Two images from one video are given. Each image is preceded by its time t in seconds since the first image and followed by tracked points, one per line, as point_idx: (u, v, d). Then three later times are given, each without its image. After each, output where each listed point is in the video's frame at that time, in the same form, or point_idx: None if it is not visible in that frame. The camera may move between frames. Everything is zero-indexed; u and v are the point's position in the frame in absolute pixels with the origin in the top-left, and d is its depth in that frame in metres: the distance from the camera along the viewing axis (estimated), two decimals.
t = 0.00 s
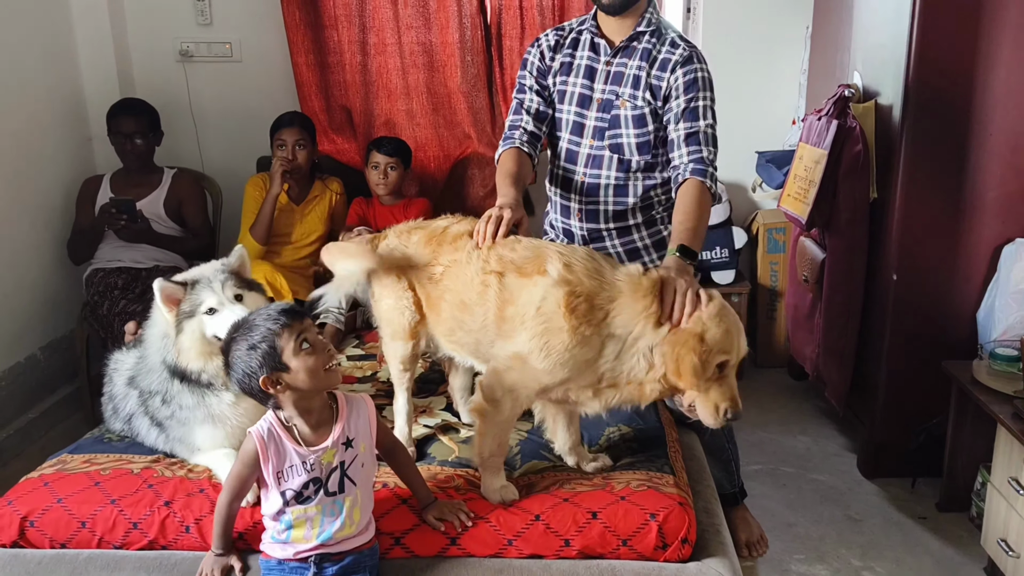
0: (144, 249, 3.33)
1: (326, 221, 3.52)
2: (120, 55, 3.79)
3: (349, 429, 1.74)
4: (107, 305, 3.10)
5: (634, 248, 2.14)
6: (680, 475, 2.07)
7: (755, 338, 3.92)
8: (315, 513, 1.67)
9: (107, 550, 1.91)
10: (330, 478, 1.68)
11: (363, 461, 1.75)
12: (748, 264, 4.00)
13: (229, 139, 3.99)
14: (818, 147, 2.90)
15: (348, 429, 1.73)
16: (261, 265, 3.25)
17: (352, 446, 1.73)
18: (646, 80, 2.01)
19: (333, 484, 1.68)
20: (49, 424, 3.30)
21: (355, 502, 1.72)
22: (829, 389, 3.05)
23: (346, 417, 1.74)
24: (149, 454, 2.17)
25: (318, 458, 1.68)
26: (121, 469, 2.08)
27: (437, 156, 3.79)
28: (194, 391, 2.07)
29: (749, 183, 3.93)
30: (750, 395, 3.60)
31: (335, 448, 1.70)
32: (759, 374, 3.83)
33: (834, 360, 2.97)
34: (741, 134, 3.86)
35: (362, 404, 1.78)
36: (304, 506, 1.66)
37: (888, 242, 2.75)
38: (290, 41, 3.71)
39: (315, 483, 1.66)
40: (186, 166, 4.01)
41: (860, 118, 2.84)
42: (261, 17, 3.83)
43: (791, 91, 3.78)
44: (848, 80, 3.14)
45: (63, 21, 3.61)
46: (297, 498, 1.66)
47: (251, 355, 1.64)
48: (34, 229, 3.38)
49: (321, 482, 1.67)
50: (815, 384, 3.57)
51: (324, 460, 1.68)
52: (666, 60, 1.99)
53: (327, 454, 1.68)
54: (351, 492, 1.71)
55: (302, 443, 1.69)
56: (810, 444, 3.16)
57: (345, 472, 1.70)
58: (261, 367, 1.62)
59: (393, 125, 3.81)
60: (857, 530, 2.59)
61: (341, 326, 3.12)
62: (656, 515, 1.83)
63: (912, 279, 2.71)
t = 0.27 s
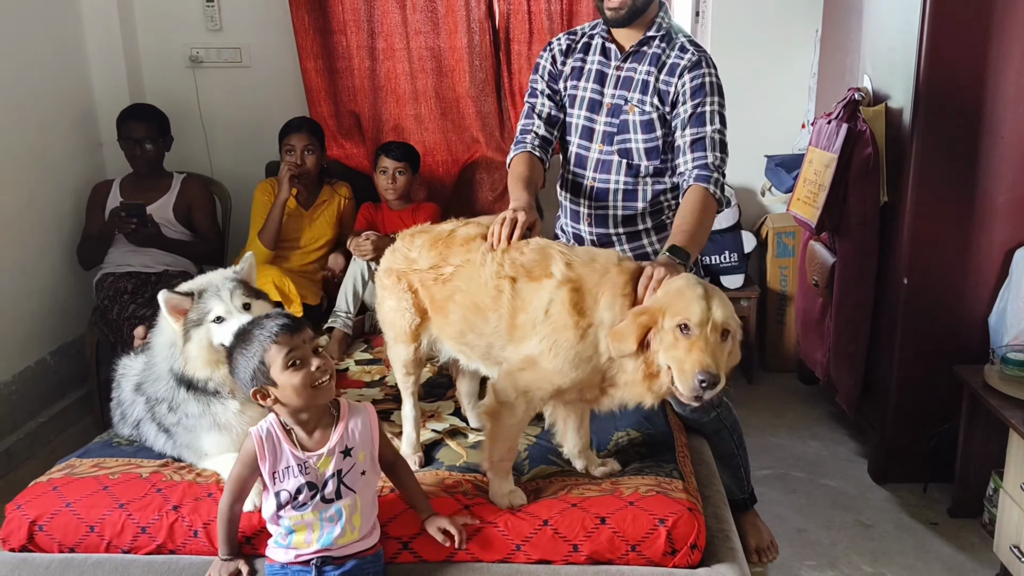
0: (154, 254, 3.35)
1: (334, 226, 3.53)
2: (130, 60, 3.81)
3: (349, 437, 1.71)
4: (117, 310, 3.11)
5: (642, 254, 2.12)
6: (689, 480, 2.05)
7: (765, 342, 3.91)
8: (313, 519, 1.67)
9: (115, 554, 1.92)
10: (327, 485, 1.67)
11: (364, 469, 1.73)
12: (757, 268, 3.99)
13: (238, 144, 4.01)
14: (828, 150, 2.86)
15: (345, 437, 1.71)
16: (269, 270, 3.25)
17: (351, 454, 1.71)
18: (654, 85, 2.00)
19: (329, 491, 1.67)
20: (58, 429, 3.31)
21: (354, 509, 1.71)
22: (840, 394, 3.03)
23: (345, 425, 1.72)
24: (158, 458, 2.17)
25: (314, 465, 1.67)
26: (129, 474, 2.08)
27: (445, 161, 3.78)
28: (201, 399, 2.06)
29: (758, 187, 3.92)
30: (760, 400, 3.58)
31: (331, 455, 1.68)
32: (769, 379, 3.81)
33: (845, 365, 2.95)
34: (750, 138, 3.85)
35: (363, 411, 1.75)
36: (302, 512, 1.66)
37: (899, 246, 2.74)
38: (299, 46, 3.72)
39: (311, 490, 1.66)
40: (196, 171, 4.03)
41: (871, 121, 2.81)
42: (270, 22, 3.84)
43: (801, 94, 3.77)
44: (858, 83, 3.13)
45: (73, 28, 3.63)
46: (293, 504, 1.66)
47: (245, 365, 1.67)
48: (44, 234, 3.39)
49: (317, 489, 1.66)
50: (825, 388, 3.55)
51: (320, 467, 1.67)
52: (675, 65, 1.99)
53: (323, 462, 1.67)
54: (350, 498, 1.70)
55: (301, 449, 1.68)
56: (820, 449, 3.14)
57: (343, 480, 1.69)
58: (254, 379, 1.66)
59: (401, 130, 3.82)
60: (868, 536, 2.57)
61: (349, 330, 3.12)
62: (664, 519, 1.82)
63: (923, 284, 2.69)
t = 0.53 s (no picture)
0: (169, 255, 3.36)
1: (347, 226, 3.52)
2: (144, 63, 3.83)
3: (364, 448, 1.66)
4: (132, 311, 3.12)
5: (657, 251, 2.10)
6: (703, 478, 2.04)
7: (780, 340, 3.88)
8: (325, 525, 1.66)
9: (131, 554, 1.92)
10: (338, 496, 1.65)
11: (380, 482, 1.67)
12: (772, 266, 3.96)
13: (251, 146, 4.02)
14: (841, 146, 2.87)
15: (359, 452, 1.66)
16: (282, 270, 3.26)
17: (364, 468, 1.66)
18: (665, 80, 1.99)
19: (340, 501, 1.65)
20: (75, 429, 3.33)
21: (369, 519, 1.67)
22: (856, 391, 3.01)
23: (360, 436, 1.66)
24: (173, 458, 2.18)
25: (324, 474, 1.65)
26: (145, 473, 2.09)
27: (458, 160, 3.79)
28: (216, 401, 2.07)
29: (772, 183, 3.90)
30: (775, 398, 3.56)
31: (342, 466, 1.65)
32: (784, 376, 3.79)
33: (861, 362, 2.93)
34: (764, 135, 3.83)
35: (382, 425, 1.68)
36: (313, 518, 1.65)
37: (915, 241, 2.71)
38: (311, 47, 3.73)
39: (320, 499, 1.65)
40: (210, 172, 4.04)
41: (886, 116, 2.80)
42: (282, 23, 3.85)
43: (815, 90, 3.74)
44: (872, 78, 3.10)
45: (87, 31, 3.65)
46: (304, 511, 1.65)
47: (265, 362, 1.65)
48: (60, 236, 3.41)
49: (327, 499, 1.64)
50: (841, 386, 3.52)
51: (330, 478, 1.65)
52: (686, 59, 1.97)
53: (334, 472, 1.65)
54: (364, 510, 1.66)
55: (316, 456, 1.67)
56: (837, 446, 3.12)
57: (354, 492, 1.65)
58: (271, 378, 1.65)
59: (414, 129, 3.82)
60: (885, 534, 2.54)
61: (362, 330, 3.12)
62: (679, 518, 1.81)
63: (940, 279, 2.67)
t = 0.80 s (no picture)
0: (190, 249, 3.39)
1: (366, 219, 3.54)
2: (165, 58, 3.86)
3: (376, 456, 1.62)
4: (155, 303, 3.15)
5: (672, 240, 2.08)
6: (723, 468, 2.04)
7: (800, 332, 3.86)
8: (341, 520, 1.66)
9: (156, 542, 1.95)
10: (349, 495, 1.64)
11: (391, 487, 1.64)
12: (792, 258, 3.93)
13: (271, 140, 4.04)
14: (863, 136, 2.85)
15: (368, 460, 1.62)
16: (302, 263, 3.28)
17: (372, 476, 1.62)
18: (681, 66, 1.98)
19: (352, 500, 1.64)
20: (99, 421, 3.36)
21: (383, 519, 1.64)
22: (877, 383, 2.99)
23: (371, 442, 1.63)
24: (196, 448, 2.21)
25: (337, 473, 1.65)
26: (169, 463, 2.11)
27: (476, 153, 3.80)
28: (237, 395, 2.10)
29: (792, 174, 3.88)
30: (795, 390, 3.54)
31: (352, 469, 1.63)
32: (804, 368, 3.77)
33: (882, 353, 2.91)
34: (784, 125, 3.81)
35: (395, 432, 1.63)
36: (329, 512, 1.66)
37: (937, 231, 2.69)
38: (329, 41, 3.75)
39: (334, 495, 1.65)
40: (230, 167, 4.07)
41: (906, 106, 2.78)
42: (300, 18, 3.87)
43: (835, 80, 3.72)
44: (893, 67, 3.08)
45: (108, 26, 3.68)
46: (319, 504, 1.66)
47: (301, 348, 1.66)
48: (83, 230, 3.45)
49: (339, 496, 1.65)
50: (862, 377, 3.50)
51: (341, 477, 1.65)
52: (702, 45, 1.96)
53: (344, 472, 1.64)
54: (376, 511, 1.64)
55: (335, 451, 1.67)
56: (858, 438, 3.10)
57: (364, 494, 1.63)
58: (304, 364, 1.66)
59: (432, 122, 3.82)
60: (907, 525, 2.53)
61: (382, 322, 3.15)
62: (699, 507, 1.81)
63: (962, 269, 2.65)
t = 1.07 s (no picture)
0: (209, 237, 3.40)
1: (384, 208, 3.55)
2: (184, 47, 3.87)
3: (396, 446, 1.62)
4: (175, 292, 3.17)
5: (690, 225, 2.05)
6: (743, 459, 2.03)
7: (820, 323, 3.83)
8: (358, 509, 1.66)
9: (177, 527, 1.96)
10: (368, 485, 1.64)
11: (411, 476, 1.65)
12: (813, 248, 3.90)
13: (289, 129, 4.05)
14: (886, 124, 2.82)
15: (388, 450, 1.63)
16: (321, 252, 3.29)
17: (391, 465, 1.63)
18: (695, 47, 1.96)
19: (370, 490, 1.64)
20: (120, 408, 3.39)
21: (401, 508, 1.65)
22: (899, 374, 2.96)
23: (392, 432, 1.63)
24: (216, 435, 2.23)
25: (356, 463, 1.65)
26: (190, 449, 2.13)
27: (494, 142, 3.80)
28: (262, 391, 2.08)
29: (813, 164, 3.84)
30: (815, 381, 3.52)
31: (372, 459, 1.63)
32: (824, 360, 3.74)
33: (904, 345, 2.88)
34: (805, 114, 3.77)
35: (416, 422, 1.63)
36: (346, 502, 1.66)
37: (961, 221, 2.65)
38: (348, 29, 3.75)
39: (353, 486, 1.65)
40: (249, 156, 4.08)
41: (931, 94, 2.74)
42: (319, 6, 3.87)
43: (858, 68, 3.67)
44: (917, 55, 3.04)
45: (128, 16, 3.70)
46: (337, 493, 1.66)
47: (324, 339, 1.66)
48: (104, 219, 3.47)
49: (358, 487, 1.65)
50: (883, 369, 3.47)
51: (360, 468, 1.64)
52: (715, 25, 1.95)
53: (364, 463, 1.64)
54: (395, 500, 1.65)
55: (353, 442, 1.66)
56: (878, 430, 3.08)
57: (384, 484, 1.64)
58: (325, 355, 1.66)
59: (450, 111, 3.82)
60: (928, 518, 2.51)
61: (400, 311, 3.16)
62: (716, 501, 1.80)
63: (986, 260, 2.61)
